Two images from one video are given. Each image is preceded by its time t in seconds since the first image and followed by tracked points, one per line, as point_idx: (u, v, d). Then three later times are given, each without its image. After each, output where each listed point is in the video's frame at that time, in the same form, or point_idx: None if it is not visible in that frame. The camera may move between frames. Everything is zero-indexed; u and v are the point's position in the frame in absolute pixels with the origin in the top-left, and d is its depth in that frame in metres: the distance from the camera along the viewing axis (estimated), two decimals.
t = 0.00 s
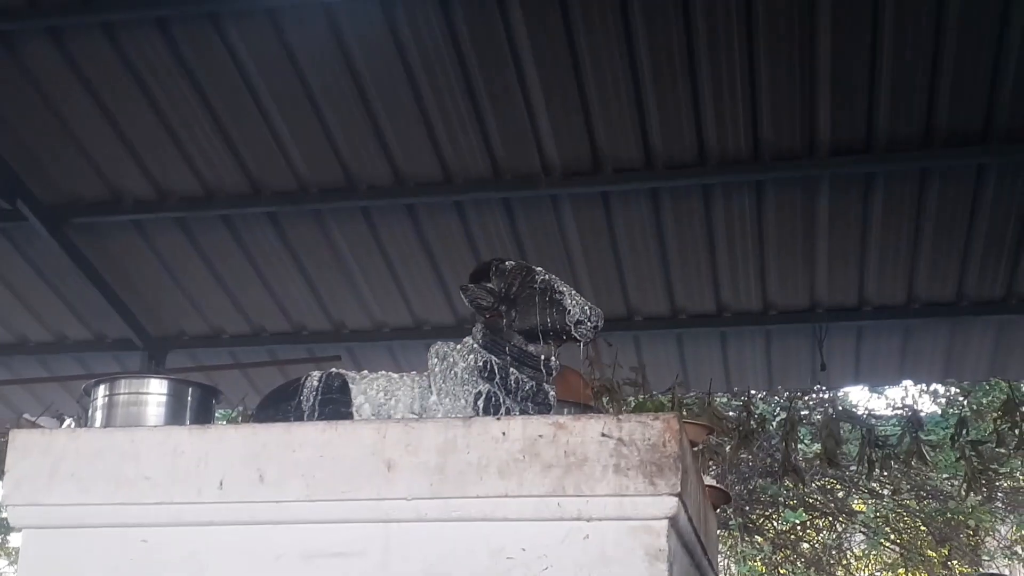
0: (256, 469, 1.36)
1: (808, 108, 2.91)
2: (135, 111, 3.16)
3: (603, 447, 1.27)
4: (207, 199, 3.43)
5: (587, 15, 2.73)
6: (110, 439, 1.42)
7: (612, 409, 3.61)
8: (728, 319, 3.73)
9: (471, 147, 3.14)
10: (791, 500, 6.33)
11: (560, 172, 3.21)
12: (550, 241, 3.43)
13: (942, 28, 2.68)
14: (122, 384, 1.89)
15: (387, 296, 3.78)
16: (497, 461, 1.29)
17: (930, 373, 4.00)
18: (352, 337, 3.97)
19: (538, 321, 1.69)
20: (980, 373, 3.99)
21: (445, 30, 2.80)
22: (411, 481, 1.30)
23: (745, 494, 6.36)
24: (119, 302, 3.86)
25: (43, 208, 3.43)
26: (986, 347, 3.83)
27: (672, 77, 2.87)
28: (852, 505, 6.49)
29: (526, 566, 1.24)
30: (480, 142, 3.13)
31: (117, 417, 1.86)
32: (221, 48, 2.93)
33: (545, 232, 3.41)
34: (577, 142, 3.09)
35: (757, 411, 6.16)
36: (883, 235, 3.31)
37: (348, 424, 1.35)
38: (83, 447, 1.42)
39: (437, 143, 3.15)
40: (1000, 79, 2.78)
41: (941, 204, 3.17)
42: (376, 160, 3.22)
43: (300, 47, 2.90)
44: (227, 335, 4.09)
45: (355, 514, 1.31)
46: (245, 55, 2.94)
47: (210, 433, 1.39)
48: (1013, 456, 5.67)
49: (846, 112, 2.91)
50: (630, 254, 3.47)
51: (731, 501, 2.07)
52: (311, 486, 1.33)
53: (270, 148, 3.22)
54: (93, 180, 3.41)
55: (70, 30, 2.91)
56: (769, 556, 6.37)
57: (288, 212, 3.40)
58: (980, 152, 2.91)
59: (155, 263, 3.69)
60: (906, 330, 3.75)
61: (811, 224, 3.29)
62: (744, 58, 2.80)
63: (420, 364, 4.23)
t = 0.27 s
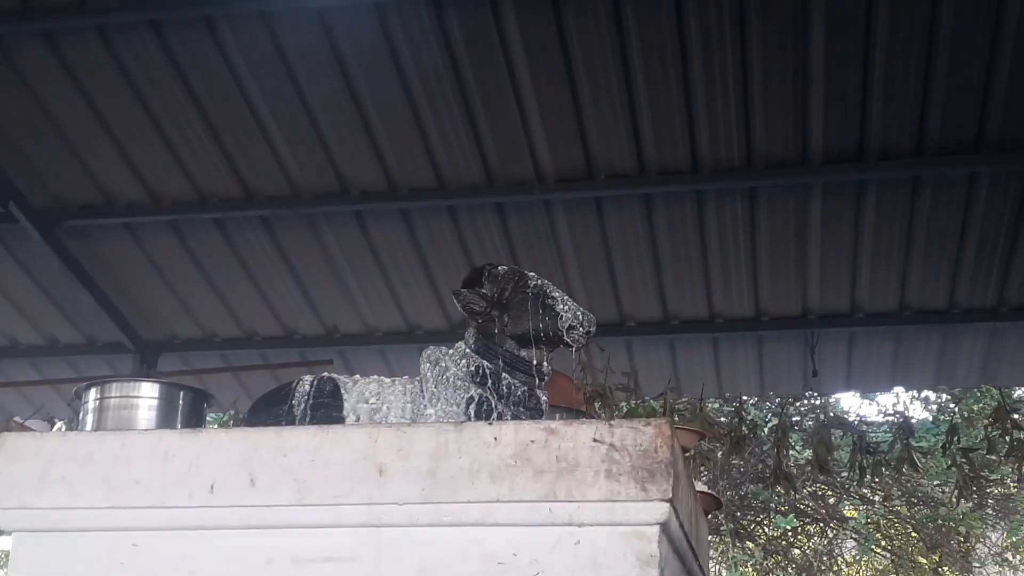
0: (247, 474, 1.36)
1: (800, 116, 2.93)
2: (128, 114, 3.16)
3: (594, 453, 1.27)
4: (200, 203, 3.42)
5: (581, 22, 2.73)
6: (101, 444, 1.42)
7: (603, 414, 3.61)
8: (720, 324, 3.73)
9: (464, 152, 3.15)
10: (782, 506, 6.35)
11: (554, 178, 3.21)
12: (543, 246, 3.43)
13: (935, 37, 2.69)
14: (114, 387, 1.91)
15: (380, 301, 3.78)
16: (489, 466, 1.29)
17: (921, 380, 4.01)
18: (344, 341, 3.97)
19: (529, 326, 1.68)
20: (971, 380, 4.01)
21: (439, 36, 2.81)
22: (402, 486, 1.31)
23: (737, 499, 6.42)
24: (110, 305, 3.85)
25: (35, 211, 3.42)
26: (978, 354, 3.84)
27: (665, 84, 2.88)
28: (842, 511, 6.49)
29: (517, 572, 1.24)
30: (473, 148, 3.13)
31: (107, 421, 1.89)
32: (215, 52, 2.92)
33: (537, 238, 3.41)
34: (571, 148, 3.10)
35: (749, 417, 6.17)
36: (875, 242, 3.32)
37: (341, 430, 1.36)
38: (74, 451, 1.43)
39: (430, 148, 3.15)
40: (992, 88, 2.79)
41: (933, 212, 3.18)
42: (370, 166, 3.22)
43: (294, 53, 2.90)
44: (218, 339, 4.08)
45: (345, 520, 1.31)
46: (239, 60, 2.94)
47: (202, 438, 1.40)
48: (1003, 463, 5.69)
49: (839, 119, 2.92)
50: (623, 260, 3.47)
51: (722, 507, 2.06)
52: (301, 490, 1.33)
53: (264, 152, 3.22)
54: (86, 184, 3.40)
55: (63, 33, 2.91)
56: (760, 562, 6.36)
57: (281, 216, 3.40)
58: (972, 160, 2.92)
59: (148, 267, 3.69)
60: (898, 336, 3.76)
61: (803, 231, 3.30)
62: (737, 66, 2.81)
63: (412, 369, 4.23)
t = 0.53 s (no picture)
0: (241, 479, 1.36)
1: (795, 122, 2.94)
2: (123, 118, 3.15)
3: (588, 458, 1.28)
4: (195, 207, 3.42)
5: (576, 27, 2.74)
6: (94, 449, 1.42)
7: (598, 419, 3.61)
8: (714, 330, 3.74)
9: (460, 157, 3.15)
10: (777, 511, 6.35)
11: (549, 183, 3.21)
12: (538, 252, 3.44)
13: (929, 43, 2.70)
14: (108, 392, 1.90)
15: (375, 306, 3.78)
16: (483, 472, 1.29)
17: (915, 385, 4.02)
18: (339, 346, 3.97)
19: (523, 332, 1.70)
20: (964, 385, 4.02)
21: (435, 40, 2.81)
22: (397, 492, 1.31)
23: (731, 505, 6.37)
24: (104, 310, 3.84)
25: (29, 215, 3.42)
26: (971, 359, 3.85)
27: (660, 89, 2.89)
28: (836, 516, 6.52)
29: None
30: (469, 153, 3.14)
31: (101, 426, 1.88)
32: (210, 56, 2.93)
33: (532, 243, 3.42)
34: (566, 154, 3.10)
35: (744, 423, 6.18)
36: (869, 248, 3.33)
37: (335, 435, 1.36)
38: (68, 456, 1.42)
39: (426, 153, 3.15)
40: (986, 94, 2.80)
41: (927, 217, 3.19)
42: (365, 170, 3.22)
43: (290, 57, 2.90)
44: (213, 344, 4.07)
45: (339, 525, 1.31)
46: (234, 64, 2.94)
47: (196, 444, 1.40)
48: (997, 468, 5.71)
49: (833, 125, 2.93)
50: (618, 265, 3.48)
51: (716, 512, 2.06)
52: (296, 496, 1.33)
53: (259, 156, 3.22)
54: (80, 188, 3.40)
55: (58, 37, 2.90)
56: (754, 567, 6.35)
57: (276, 220, 3.40)
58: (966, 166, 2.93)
59: (142, 271, 3.68)
60: (892, 341, 3.77)
61: (797, 237, 3.31)
62: (732, 72, 2.82)
63: (407, 374, 4.23)
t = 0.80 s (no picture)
0: (231, 484, 1.36)
1: (783, 126, 2.95)
2: (111, 122, 3.14)
3: (578, 463, 1.28)
4: (184, 211, 3.41)
5: (565, 31, 2.75)
6: (83, 454, 1.42)
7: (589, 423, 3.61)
8: (704, 334, 3.74)
9: (449, 161, 3.15)
10: (767, 514, 6.32)
11: (538, 187, 3.22)
12: (527, 256, 3.44)
13: (916, 48, 2.72)
14: (96, 397, 1.91)
15: (365, 310, 3.78)
16: (473, 476, 1.30)
17: (904, 388, 4.04)
18: (329, 350, 3.96)
19: (513, 335, 1.70)
20: (953, 389, 4.04)
21: (424, 45, 2.81)
22: (386, 496, 1.31)
23: (721, 506, 6.36)
24: (93, 314, 3.83)
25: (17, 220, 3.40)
26: (960, 362, 3.87)
27: (649, 94, 2.89)
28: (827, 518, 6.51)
29: None
30: (458, 157, 3.14)
31: (91, 431, 1.88)
32: (199, 61, 2.92)
33: (522, 247, 3.42)
34: (556, 158, 3.10)
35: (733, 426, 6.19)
36: (858, 252, 3.34)
37: (325, 440, 1.36)
38: (57, 461, 1.42)
39: (415, 158, 3.15)
40: (973, 99, 2.82)
41: (915, 221, 3.21)
42: (354, 174, 3.22)
43: (279, 61, 2.90)
44: (202, 348, 4.06)
45: (328, 530, 1.31)
46: (223, 68, 2.94)
47: (185, 449, 1.40)
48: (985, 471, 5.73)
49: (821, 130, 2.94)
50: (608, 269, 3.48)
51: (707, 516, 2.06)
52: (285, 501, 1.33)
53: (248, 161, 3.22)
54: (68, 192, 3.39)
55: (46, 41, 2.90)
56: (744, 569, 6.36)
57: (265, 224, 3.39)
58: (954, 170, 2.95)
59: (131, 275, 3.67)
60: (881, 344, 3.78)
61: (786, 241, 3.32)
62: (720, 77, 2.83)
63: (397, 378, 4.22)
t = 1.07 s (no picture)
0: (229, 487, 1.36)
1: (781, 127, 2.95)
2: (108, 123, 3.14)
3: (575, 464, 1.28)
4: (181, 213, 3.41)
5: (562, 31, 2.74)
6: (80, 457, 1.41)
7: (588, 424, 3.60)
8: (702, 334, 3.74)
9: (447, 162, 3.15)
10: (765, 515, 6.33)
11: (536, 188, 3.22)
12: (525, 257, 3.44)
13: (913, 47, 2.72)
14: (94, 399, 1.91)
15: (363, 311, 3.77)
16: (471, 478, 1.30)
17: (902, 389, 4.04)
18: (327, 351, 3.96)
19: (510, 336, 1.70)
20: (951, 389, 4.04)
21: (421, 45, 2.81)
22: (384, 497, 1.31)
23: (719, 507, 6.37)
24: (90, 316, 3.82)
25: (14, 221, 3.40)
26: (958, 363, 3.87)
27: (646, 94, 2.89)
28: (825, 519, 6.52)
29: None
30: (456, 158, 3.14)
31: (88, 433, 1.89)
32: (196, 62, 2.92)
33: (520, 248, 3.42)
34: (553, 158, 3.10)
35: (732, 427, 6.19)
36: (856, 252, 3.35)
37: (323, 442, 1.36)
38: (54, 465, 1.42)
39: (413, 159, 3.15)
40: (970, 99, 2.82)
41: (912, 221, 3.21)
42: (352, 175, 3.22)
43: (276, 62, 2.90)
44: (200, 349, 4.05)
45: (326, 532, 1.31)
46: (220, 69, 2.94)
47: (183, 451, 1.39)
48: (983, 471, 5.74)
49: (819, 130, 2.94)
50: (605, 270, 3.48)
51: (705, 518, 2.06)
52: (283, 503, 1.33)
53: (245, 162, 3.21)
54: (65, 194, 3.38)
55: (43, 42, 2.89)
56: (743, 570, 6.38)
57: (263, 225, 3.39)
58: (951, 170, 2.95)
59: (129, 277, 3.66)
60: (879, 345, 3.78)
61: (784, 241, 3.32)
62: (718, 77, 2.83)
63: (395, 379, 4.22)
